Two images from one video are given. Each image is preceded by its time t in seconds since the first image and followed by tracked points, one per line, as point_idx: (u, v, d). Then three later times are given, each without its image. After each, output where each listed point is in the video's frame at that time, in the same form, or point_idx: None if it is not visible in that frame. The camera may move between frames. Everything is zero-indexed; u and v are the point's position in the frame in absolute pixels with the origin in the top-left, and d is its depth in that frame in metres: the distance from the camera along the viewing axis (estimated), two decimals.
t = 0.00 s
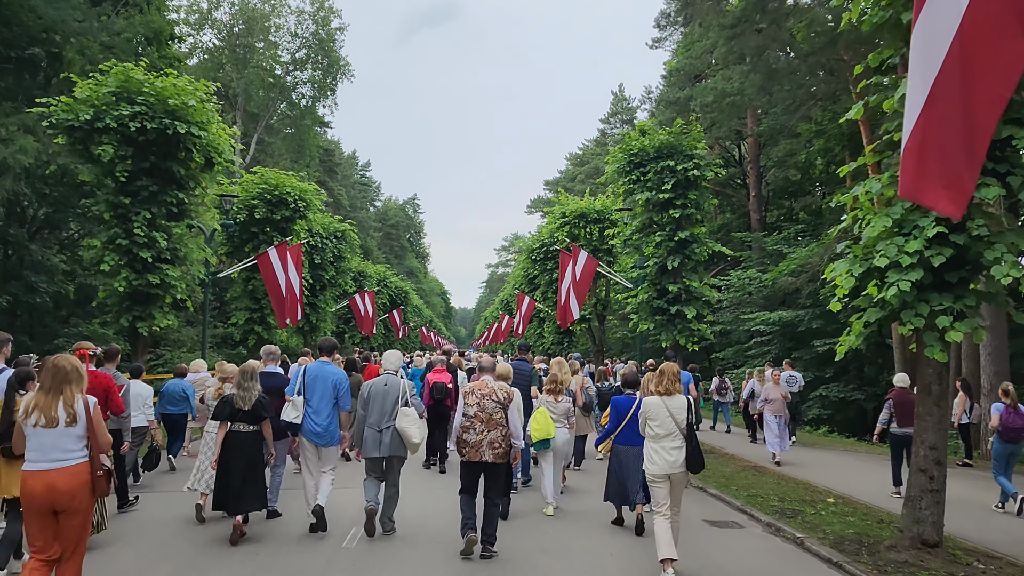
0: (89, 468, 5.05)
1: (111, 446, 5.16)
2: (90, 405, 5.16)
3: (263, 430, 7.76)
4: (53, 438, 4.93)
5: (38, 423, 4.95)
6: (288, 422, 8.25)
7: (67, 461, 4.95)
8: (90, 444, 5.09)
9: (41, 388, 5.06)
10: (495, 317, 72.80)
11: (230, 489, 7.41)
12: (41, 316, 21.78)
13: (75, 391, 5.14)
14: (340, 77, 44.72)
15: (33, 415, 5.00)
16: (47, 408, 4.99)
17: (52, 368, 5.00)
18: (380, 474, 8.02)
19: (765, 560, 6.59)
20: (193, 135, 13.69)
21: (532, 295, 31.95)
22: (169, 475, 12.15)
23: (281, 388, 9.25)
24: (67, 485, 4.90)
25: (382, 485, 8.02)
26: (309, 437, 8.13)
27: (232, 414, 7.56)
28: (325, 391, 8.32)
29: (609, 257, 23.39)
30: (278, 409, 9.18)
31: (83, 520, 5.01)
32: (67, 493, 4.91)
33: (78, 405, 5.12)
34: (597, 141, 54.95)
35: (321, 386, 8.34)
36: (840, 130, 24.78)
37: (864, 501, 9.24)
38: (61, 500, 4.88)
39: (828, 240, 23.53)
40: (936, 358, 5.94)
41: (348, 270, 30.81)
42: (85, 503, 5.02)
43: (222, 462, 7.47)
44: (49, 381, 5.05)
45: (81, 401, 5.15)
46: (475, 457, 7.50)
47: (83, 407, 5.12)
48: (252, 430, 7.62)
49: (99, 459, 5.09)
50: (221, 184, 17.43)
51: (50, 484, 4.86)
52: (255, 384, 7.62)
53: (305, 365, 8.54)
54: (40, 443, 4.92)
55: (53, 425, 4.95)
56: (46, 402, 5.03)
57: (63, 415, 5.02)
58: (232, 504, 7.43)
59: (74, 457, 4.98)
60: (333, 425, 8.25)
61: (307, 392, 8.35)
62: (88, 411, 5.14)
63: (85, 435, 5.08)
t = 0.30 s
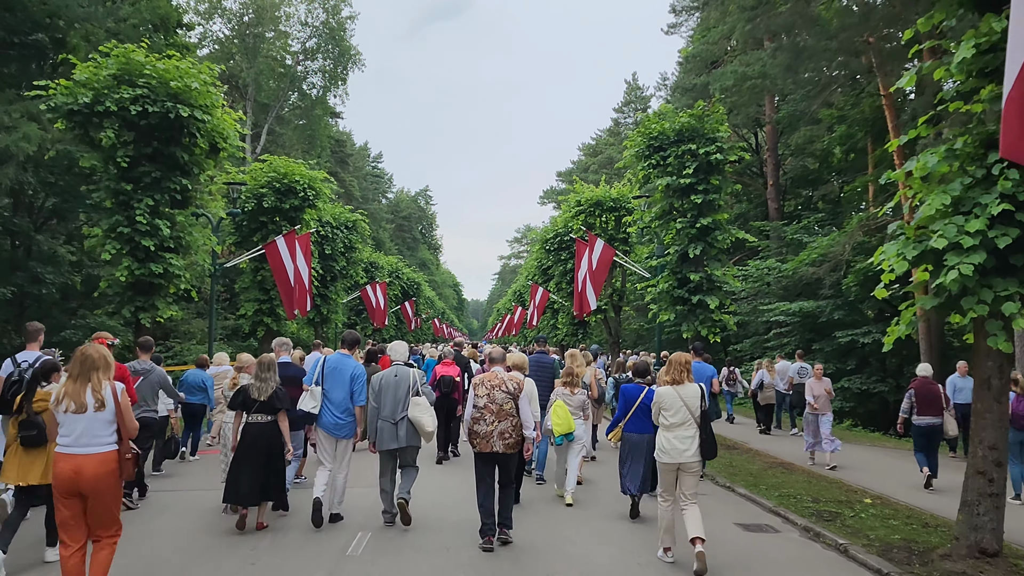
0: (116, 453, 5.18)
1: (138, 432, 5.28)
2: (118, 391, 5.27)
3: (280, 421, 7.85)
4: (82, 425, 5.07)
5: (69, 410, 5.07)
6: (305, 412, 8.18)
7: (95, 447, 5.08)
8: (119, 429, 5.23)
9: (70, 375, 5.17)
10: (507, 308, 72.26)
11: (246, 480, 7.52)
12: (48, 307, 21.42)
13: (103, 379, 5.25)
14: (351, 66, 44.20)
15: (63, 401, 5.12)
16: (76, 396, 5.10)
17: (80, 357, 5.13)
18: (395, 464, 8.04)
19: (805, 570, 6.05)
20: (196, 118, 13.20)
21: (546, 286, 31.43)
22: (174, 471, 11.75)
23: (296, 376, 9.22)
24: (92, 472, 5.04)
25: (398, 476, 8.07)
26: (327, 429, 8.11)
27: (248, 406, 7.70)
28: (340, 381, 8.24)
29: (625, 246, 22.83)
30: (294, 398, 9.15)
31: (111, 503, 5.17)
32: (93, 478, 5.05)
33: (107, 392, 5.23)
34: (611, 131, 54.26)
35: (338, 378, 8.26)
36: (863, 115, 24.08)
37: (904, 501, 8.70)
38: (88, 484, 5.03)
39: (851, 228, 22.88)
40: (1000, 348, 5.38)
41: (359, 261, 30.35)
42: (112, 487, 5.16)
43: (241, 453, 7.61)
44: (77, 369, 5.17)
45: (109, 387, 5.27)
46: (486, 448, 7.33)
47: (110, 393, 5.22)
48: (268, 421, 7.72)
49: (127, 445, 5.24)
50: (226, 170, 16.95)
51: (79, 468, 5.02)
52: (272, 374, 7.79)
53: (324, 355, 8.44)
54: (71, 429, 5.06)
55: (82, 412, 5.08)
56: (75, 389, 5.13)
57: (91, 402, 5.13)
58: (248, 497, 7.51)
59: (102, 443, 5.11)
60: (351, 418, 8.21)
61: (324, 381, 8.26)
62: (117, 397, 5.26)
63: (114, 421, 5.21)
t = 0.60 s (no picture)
0: (140, 441, 5.29)
1: (160, 420, 5.38)
2: (141, 381, 5.37)
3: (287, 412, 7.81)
4: (105, 413, 5.17)
5: (93, 399, 5.18)
6: (314, 407, 8.14)
7: (119, 434, 5.19)
8: (142, 418, 5.33)
9: (95, 365, 5.29)
10: (518, 300, 71.64)
11: (252, 469, 7.53)
12: (50, 299, 21.01)
13: (127, 369, 5.37)
14: (358, 54, 43.56)
15: (88, 390, 5.23)
16: (100, 385, 5.21)
17: (104, 346, 5.28)
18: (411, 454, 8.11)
19: None
20: (194, 100, 12.67)
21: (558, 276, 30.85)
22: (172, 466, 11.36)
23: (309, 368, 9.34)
24: (117, 457, 5.14)
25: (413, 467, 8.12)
26: (334, 419, 8.22)
27: (254, 396, 7.67)
28: (348, 373, 8.34)
29: (639, 234, 22.22)
30: (303, 388, 9.17)
31: (135, 492, 5.26)
32: (118, 464, 5.14)
33: (130, 382, 5.34)
34: (622, 118, 53.46)
35: (345, 367, 8.35)
36: (885, 98, 23.36)
37: (945, 501, 8.13)
38: (112, 471, 5.13)
39: (872, 215, 22.23)
40: None
41: (367, 252, 29.84)
42: (136, 474, 5.25)
43: (248, 442, 7.61)
44: (101, 360, 5.29)
45: (133, 377, 5.38)
46: (503, 440, 7.20)
47: (133, 383, 5.34)
48: (274, 411, 7.68)
49: (149, 432, 5.33)
50: (228, 157, 16.46)
51: (104, 453, 5.12)
52: (278, 364, 7.74)
53: (329, 347, 8.54)
54: (96, 417, 5.16)
55: (107, 401, 5.19)
56: (99, 379, 5.25)
57: (115, 391, 5.25)
58: (255, 484, 7.53)
59: (125, 429, 5.21)
60: (359, 408, 8.34)
61: (331, 370, 8.30)
62: (139, 387, 5.36)
63: (136, 410, 5.30)
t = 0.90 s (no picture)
0: (139, 445, 5.28)
1: (160, 423, 5.39)
2: (141, 385, 5.37)
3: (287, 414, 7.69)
4: (105, 418, 5.18)
5: (93, 403, 5.19)
6: (313, 407, 7.79)
7: (119, 439, 5.19)
8: (141, 422, 5.34)
9: (96, 370, 5.31)
10: (523, 299, 71.00)
11: (254, 472, 7.38)
12: (44, 299, 20.51)
13: (127, 373, 5.37)
14: (361, 52, 42.93)
15: (88, 395, 5.24)
16: (100, 389, 5.22)
17: (103, 351, 5.27)
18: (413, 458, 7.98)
19: None
20: (183, 91, 12.14)
21: (564, 275, 30.25)
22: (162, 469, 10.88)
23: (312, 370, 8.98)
24: (117, 461, 5.15)
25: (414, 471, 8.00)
26: (335, 423, 7.75)
27: (255, 399, 7.57)
28: (348, 376, 7.84)
29: (647, 231, 21.64)
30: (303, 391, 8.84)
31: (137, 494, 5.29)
32: (118, 468, 5.14)
33: (129, 385, 5.34)
34: (628, 115, 52.78)
35: (348, 372, 7.85)
36: (900, 91, 22.71)
37: (986, 514, 7.57)
38: (114, 474, 5.13)
39: (887, 212, 21.61)
40: None
41: (370, 250, 29.28)
42: (137, 477, 5.25)
43: (248, 444, 7.45)
44: (101, 364, 5.30)
45: (133, 381, 5.37)
46: (509, 442, 7.09)
47: (133, 387, 5.33)
48: (275, 414, 7.59)
49: (149, 436, 5.34)
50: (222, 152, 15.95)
51: (105, 457, 5.13)
52: (279, 365, 7.68)
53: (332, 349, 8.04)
54: (96, 421, 5.17)
55: (106, 404, 5.19)
56: (99, 383, 5.26)
57: (115, 395, 5.24)
58: (257, 487, 7.38)
59: (125, 434, 5.22)
60: (362, 413, 7.89)
61: (331, 374, 7.85)
62: (139, 390, 5.37)
63: (136, 414, 5.31)
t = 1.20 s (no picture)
0: (151, 452, 5.58)
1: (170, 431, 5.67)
2: (151, 395, 5.66)
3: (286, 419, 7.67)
4: (117, 427, 5.45)
5: (106, 412, 5.46)
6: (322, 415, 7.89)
7: (131, 446, 5.47)
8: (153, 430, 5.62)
9: (107, 380, 5.58)
10: (526, 300, 70.39)
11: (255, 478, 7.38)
12: (35, 304, 19.95)
13: (138, 383, 5.65)
14: (360, 51, 42.31)
15: (101, 405, 5.52)
16: (113, 399, 5.49)
17: (114, 362, 5.56)
18: (423, 461, 7.99)
19: None
20: (170, 84, 11.61)
21: (568, 275, 29.67)
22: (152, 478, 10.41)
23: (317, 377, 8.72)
24: (130, 469, 5.42)
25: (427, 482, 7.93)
26: (342, 425, 7.93)
27: (255, 404, 7.59)
28: (358, 378, 8.12)
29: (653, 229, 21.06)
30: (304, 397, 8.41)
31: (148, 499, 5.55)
32: (132, 475, 5.43)
33: (140, 395, 5.63)
34: (630, 113, 52.22)
35: (352, 372, 8.15)
36: (911, 82, 22.14)
37: None
38: (126, 481, 5.41)
39: (899, 207, 21.07)
40: None
41: (370, 251, 28.73)
42: (149, 483, 5.54)
43: (248, 450, 7.46)
44: (113, 375, 5.59)
45: (144, 391, 5.65)
46: (517, 444, 7.11)
47: (144, 396, 5.62)
48: (275, 418, 7.58)
49: (160, 444, 5.61)
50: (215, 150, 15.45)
51: (118, 465, 5.41)
52: (278, 371, 7.73)
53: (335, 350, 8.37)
54: (109, 430, 5.44)
55: (119, 414, 5.47)
56: (112, 393, 5.54)
57: (127, 404, 5.53)
58: (255, 494, 7.37)
59: (137, 442, 5.49)
60: (366, 416, 8.02)
61: (336, 378, 8.03)
62: (150, 399, 5.65)
63: (147, 422, 5.59)
